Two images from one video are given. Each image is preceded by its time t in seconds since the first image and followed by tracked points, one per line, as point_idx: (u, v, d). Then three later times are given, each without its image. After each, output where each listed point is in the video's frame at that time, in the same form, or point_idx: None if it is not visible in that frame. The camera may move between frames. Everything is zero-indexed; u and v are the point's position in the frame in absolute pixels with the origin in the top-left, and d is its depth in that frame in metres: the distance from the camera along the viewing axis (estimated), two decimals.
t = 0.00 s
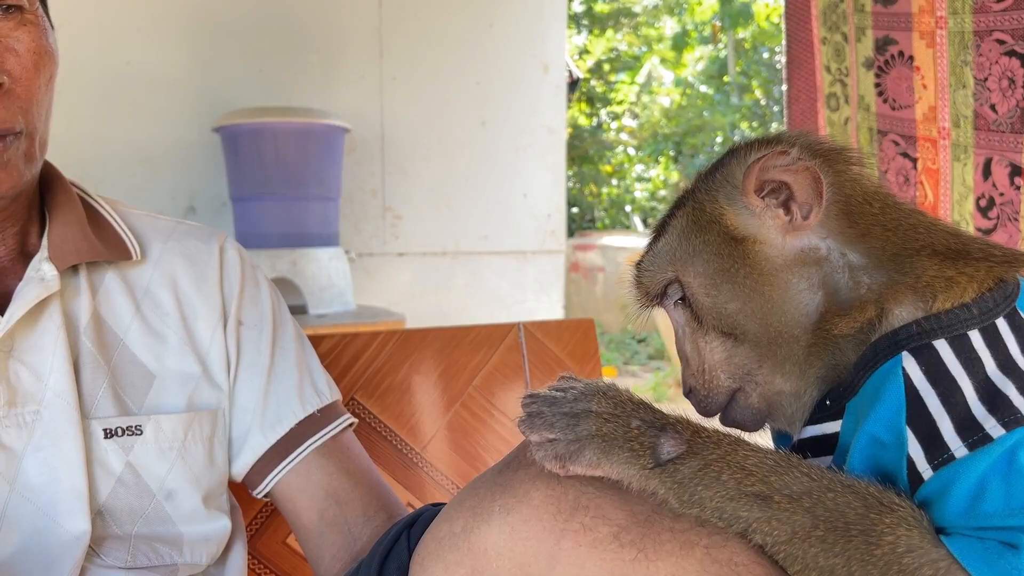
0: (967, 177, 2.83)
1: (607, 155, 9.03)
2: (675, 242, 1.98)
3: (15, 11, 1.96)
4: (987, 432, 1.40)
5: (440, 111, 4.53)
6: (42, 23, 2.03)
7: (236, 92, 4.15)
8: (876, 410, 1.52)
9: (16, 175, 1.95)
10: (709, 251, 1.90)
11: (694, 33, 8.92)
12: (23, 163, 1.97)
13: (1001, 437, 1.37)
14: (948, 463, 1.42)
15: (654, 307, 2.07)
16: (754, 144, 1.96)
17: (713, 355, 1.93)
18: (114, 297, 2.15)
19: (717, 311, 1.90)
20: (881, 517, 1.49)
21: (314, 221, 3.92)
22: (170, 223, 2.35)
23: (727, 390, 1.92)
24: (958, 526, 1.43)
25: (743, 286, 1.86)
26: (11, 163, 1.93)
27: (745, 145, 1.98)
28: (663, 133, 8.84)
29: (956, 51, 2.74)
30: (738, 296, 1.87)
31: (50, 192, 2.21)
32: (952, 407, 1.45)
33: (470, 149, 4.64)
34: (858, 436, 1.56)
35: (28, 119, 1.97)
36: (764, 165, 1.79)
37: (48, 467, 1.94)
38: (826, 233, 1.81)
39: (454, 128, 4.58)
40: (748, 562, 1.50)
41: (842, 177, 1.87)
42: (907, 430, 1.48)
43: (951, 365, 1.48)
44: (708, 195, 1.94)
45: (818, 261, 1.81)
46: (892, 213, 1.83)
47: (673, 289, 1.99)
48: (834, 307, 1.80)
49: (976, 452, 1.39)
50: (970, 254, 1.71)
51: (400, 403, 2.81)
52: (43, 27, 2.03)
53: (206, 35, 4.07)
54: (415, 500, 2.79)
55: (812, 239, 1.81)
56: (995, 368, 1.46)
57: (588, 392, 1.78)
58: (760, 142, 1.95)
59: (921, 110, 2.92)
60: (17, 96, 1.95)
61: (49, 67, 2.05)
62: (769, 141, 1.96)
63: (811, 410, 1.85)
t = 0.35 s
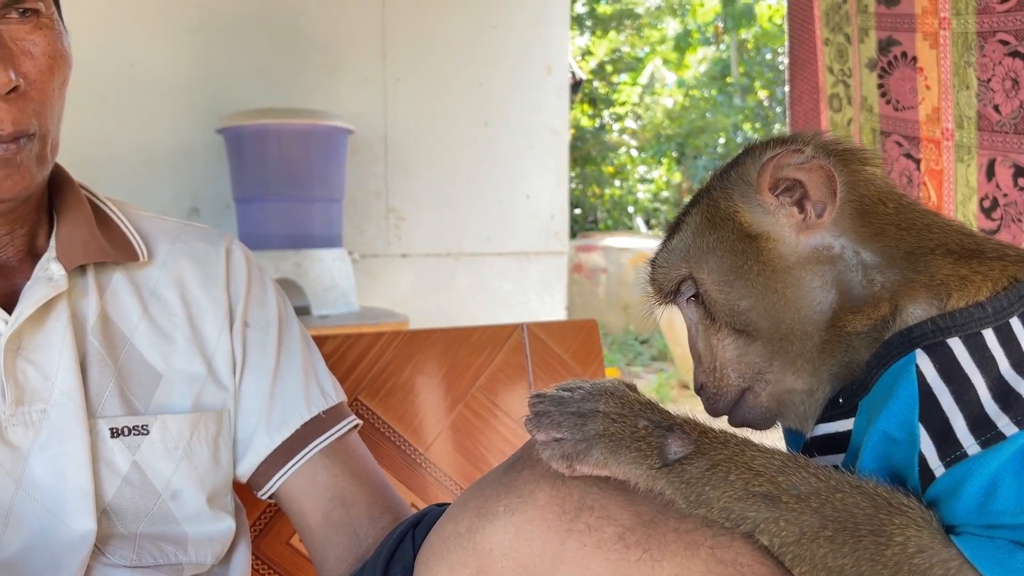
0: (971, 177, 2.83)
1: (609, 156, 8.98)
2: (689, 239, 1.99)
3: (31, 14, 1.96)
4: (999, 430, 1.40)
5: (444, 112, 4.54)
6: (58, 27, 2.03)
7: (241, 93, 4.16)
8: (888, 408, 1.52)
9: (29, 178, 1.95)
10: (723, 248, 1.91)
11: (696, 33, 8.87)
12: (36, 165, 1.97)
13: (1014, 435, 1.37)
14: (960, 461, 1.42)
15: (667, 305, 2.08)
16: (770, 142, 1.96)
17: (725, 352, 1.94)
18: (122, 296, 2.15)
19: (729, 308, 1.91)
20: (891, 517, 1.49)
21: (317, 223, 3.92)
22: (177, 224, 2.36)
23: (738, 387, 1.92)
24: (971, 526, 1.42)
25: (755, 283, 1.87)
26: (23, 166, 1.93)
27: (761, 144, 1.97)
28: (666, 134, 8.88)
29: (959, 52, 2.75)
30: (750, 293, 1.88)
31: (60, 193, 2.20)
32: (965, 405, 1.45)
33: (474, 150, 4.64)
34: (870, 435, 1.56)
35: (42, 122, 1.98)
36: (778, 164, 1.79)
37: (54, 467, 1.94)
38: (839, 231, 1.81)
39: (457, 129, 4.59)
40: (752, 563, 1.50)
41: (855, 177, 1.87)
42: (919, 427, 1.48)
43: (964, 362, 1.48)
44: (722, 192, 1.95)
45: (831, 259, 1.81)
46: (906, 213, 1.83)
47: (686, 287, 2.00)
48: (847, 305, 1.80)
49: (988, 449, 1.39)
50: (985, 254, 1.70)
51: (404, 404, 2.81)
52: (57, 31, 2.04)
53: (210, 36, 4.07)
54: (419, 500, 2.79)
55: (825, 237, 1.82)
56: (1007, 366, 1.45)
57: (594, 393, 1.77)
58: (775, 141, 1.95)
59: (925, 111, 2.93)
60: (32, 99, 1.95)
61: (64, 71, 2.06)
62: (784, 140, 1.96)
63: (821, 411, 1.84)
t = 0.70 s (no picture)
0: (973, 178, 2.83)
1: (612, 157, 9.02)
2: (687, 243, 1.98)
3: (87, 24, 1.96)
4: (998, 432, 1.40)
5: (446, 114, 4.54)
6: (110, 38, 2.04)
7: (245, 95, 4.17)
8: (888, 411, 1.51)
9: (65, 183, 1.92)
10: (721, 250, 1.91)
11: (698, 36, 8.93)
12: (74, 169, 1.94)
13: (1013, 437, 1.38)
14: (959, 463, 1.43)
15: (666, 308, 2.07)
16: (766, 148, 1.97)
17: (724, 355, 1.93)
18: (142, 299, 2.16)
19: (728, 310, 1.90)
20: (893, 519, 1.49)
21: (318, 224, 3.91)
22: (198, 231, 2.35)
23: (736, 391, 1.92)
24: (969, 527, 1.42)
25: (754, 285, 1.87)
26: (63, 171, 1.91)
27: (758, 150, 1.98)
28: (668, 135, 8.86)
29: (962, 53, 2.76)
30: (749, 296, 1.88)
31: (86, 197, 2.21)
32: (964, 407, 1.45)
33: (476, 151, 4.65)
34: (870, 439, 1.55)
35: (87, 130, 1.97)
36: (774, 166, 1.82)
37: (72, 467, 1.93)
38: (837, 233, 1.83)
39: (459, 131, 4.59)
40: (754, 565, 1.49)
41: (851, 180, 1.89)
42: (919, 429, 1.47)
43: (963, 364, 1.48)
44: (720, 196, 1.95)
45: (830, 261, 1.82)
46: (902, 215, 1.85)
47: (685, 290, 1.98)
48: (845, 306, 1.81)
49: (987, 452, 1.39)
50: (981, 255, 1.72)
51: (407, 405, 2.81)
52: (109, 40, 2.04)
53: (214, 37, 4.08)
54: (421, 502, 2.79)
55: (823, 239, 1.83)
56: (1007, 368, 1.45)
57: (597, 393, 1.79)
58: (771, 146, 1.96)
59: (927, 113, 2.93)
60: (81, 104, 1.94)
61: (110, 80, 2.05)
62: (780, 144, 1.97)
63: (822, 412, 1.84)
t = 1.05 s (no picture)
0: (975, 180, 2.83)
1: (613, 158, 9.01)
2: (688, 246, 1.99)
3: (153, 36, 2.02)
4: (1000, 434, 1.40)
5: (447, 114, 4.54)
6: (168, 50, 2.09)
7: (248, 96, 4.18)
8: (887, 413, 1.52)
9: (114, 187, 1.98)
10: (722, 252, 1.91)
11: (699, 37, 8.94)
12: (125, 174, 2.00)
13: (1014, 440, 1.38)
14: (961, 466, 1.42)
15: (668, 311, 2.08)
16: (767, 151, 1.97)
17: (725, 357, 1.93)
18: (175, 309, 2.17)
19: (729, 312, 1.90)
20: (897, 521, 1.49)
21: (319, 224, 3.90)
22: (231, 244, 2.36)
23: (736, 395, 1.91)
24: (970, 527, 1.43)
25: (754, 286, 1.87)
26: (115, 175, 1.96)
27: (759, 153, 1.98)
28: (669, 137, 8.89)
29: (963, 55, 2.76)
30: (750, 297, 1.88)
31: (127, 203, 2.25)
32: (966, 410, 1.45)
33: (476, 153, 4.65)
34: (871, 442, 1.55)
35: (142, 136, 2.02)
36: (775, 169, 1.81)
37: (93, 471, 1.93)
38: (837, 236, 1.82)
39: (460, 132, 4.59)
40: (755, 568, 1.49)
41: (852, 183, 1.89)
42: (919, 432, 1.47)
43: (964, 367, 1.48)
44: (721, 198, 1.95)
45: (830, 263, 1.82)
46: (903, 218, 1.84)
47: (687, 292, 1.99)
48: (845, 309, 1.81)
49: (989, 454, 1.40)
50: (982, 259, 1.72)
51: (407, 406, 2.81)
52: (168, 50, 2.10)
53: (218, 38, 4.09)
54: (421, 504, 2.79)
55: (823, 242, 1.83)
56: (1007, 370, 1.46)
57: (600, 395, 1.79)
58: (772, 150, 1.96)
59: (927, 115, 2.93)
60: (139, 112, 2.00)
61: (167, 87, 2.10)
62: (782, 147, 1.98)
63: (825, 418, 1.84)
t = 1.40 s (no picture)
0: (973, 182, 2.90)
1: (613, 160, 9.07)
2: (666, 259, 2.01)
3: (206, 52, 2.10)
4: (979, 432, 1.40)
5: (447, 115, 4.55)
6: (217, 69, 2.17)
7: (250, 97, 4.20)
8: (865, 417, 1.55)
9: (152, 193, 2.00)
10: (697, 263, 1.94)
11: (699, 39, 8.91)
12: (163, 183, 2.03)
13: (994, 436, 1.37)
14: (943, 465, 1.43)
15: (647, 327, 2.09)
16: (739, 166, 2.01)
17: (705, 368, 1.95)
18: (199, 320, 2.20)
19: (707, 322, 1.93)
20: (893, 515, 1.48)
21: (321, 226, 3.93)
22: (255, 261, 2.40)
23: (720, 404, 1.93)
24: (964, 523, 1.43)
25: (730, 295, 1.89)
26: (155, 181, 1.99)
27: (730, 168, 2.01)
28: (669, 138, 8.92)
29: (962, 57, 2.83)
30: (726, 306, 1.90)
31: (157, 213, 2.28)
32: (944, 409, 1.45)
33: (476, 156, 4.67)
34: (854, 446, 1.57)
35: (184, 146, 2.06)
36: (746, 181, 1.85)
37: (106, 474, 1.94)
38: (808, 245, 1.85)
39: (461, 134, 4.60)
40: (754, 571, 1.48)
41: (822, 197, 1.93)
42: (901, 434, 1.49)
43: (941, 369, 1.49)
44: (695, 212, 1.98)
45: (802, 272, 1.84)
46: (874, 227, 1.87)
47: (666, 306, 2.01)
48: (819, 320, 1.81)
49: (970, 452, 1.39)
50: (952, 262, 1.73)
51: (407, 407, 2.82)
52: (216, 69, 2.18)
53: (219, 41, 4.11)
54: (421, 504, 2.80)
55: (795, 251, 1.85)
56: (984, 369, 1.47)
57: (594, 399, 1.79)
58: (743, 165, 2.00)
59: (926, 116, 2.96)
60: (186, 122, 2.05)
61: (211, 103, 2.14)
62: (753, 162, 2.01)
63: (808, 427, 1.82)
